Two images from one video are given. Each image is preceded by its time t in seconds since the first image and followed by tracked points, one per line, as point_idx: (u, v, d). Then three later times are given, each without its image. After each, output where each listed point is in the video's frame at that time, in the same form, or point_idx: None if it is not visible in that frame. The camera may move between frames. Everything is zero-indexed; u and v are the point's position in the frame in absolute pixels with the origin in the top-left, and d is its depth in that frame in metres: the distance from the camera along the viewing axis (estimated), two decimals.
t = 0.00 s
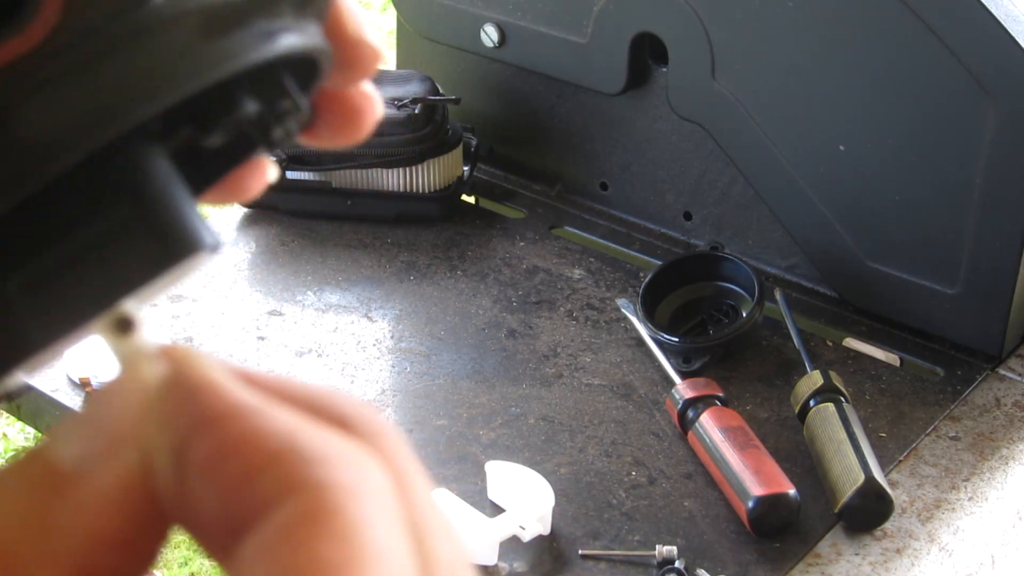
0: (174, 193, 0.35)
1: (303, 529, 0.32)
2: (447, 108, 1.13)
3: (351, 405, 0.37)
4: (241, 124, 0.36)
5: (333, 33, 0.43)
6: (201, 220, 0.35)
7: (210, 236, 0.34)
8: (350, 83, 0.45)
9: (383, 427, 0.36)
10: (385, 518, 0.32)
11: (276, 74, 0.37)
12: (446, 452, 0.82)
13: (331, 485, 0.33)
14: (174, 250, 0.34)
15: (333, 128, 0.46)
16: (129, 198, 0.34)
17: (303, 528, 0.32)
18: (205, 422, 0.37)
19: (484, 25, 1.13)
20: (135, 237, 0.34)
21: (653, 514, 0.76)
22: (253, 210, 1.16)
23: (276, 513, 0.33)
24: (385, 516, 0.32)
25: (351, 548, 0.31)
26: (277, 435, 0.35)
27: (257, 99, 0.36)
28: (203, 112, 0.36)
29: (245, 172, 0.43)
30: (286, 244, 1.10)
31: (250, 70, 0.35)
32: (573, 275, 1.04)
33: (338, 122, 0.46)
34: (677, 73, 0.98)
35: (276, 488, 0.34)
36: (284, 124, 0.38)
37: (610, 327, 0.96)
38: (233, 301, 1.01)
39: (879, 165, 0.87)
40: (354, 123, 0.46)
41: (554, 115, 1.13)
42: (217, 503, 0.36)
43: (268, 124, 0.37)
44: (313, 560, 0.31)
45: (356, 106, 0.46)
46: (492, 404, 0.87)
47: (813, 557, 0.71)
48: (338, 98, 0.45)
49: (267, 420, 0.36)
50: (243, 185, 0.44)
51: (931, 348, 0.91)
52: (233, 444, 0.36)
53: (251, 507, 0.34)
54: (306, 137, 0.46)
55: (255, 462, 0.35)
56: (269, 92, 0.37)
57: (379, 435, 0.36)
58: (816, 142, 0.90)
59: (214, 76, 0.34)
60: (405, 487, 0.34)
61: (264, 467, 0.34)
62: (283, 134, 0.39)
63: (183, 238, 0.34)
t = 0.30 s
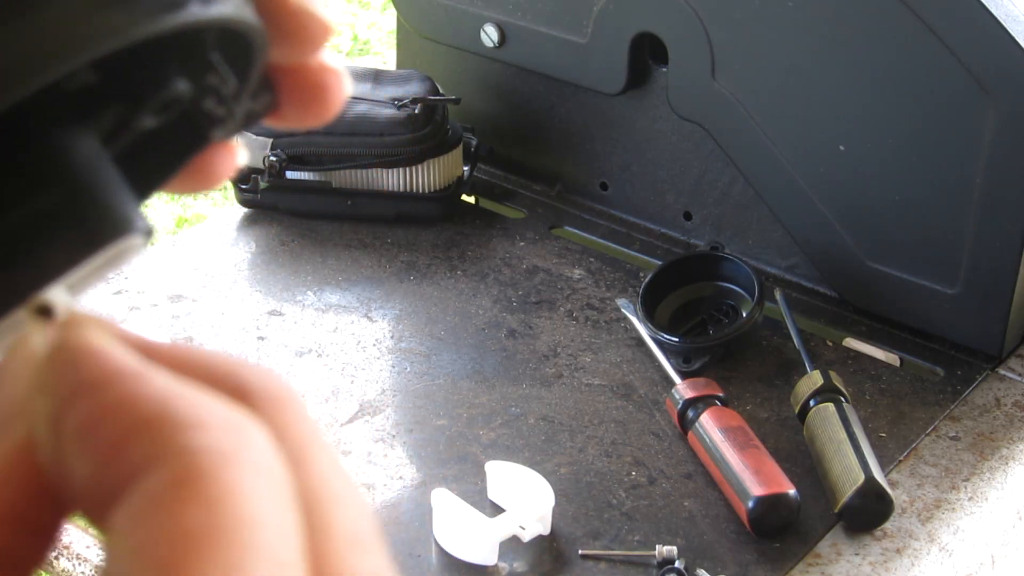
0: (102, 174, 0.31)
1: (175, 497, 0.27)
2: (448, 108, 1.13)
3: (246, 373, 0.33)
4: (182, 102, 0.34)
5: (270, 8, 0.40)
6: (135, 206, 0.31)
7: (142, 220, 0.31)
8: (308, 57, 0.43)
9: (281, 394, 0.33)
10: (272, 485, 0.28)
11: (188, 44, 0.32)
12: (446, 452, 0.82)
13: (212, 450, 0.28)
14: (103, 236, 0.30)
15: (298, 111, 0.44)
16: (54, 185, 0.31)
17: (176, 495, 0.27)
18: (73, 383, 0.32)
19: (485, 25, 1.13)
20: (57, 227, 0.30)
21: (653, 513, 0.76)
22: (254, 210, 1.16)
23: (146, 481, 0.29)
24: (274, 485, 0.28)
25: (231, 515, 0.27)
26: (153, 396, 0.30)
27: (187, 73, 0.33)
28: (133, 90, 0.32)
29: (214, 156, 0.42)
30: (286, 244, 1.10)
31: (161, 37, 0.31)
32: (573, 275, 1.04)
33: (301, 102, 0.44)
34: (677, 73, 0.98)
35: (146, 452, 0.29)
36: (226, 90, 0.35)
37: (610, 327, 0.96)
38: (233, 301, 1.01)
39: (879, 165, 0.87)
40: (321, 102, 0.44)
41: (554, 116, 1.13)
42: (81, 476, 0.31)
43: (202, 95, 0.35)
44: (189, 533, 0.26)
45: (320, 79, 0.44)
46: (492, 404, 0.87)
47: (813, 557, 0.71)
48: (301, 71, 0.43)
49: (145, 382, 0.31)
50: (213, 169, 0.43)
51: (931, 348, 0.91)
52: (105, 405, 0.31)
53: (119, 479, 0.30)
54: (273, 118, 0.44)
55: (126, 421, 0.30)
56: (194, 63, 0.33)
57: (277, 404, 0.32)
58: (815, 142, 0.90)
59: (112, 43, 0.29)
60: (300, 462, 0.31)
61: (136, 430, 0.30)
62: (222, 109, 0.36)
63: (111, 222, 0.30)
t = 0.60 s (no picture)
0: (82, 185, 0.30)
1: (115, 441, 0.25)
2: (448, 108, 1.13)
3: (193, 345, 0.31)
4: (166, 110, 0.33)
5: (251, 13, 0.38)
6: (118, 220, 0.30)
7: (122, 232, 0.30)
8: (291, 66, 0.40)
9: (232, 365, 0.31)
10: (220, 433, 0.26)
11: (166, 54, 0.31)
12: (446, 452, 0.82)
13: (149, 396, 0.26)
14: (78, 249, 0.29)
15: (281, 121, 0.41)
16: (34, 191, 0.30)
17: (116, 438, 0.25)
18: (17, 342, 0.29)
19: (484, 25, 1.13)
20: (32, 239, 0.29)
21: (653, 513, 0.76)
22: (254, 210, 1.16)
23: (83, 432, 0.26)
24: (223, 433, 0.26)
25: (172, 460, 0.25)
26: (97, 349, 0.28)
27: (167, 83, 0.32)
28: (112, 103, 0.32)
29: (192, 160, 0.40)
30: (286, 244, 1.10)
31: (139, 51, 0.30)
32: (573, 275, 1.04)
33: (285, 111, 0.41)
34: (677, 73, 0.98)
35: (85, 404, 0.27)
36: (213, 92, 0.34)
37: (610, 327, 0.96)
38: (233, 301, 1.01)
39: (879, 165, 0.87)
40: (305, 110, 0.42)
41: (554, 116, 1.13)
42: (21, 435, 0.29)
43: (182, 104, 0.33)
44: (128, 476, 0.24)
45: (304, 89, 0.41)
46: (492, 404, 0.87)
47: (813, 557, 0.71)
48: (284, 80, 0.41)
49: (89, 336, 0.29)
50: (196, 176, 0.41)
51: (931, 348, 0.91)
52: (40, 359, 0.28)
53: (56, 433, 0.27)
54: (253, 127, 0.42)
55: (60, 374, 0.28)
56: (173, 72, 0.32)
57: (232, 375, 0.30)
58: (816, 142, 0.90)
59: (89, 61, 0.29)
60: (246, 428, 0.29)
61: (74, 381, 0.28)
62: (203, 119, 0.35)
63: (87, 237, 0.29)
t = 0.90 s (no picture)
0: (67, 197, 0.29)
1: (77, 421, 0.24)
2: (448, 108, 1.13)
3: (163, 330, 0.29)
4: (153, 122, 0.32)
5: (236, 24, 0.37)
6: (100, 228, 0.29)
7: (104, 243, 0.28)
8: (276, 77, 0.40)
9: (206, 353, 0.29)
10: (185, 417, 0.25)
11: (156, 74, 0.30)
12: (446, 452, 0.82)
13: (117, 379, 0.25)
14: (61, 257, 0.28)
15: (266, 130, 0.41)
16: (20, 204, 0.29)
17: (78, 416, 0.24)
18: None
19: (485, 25, 1.13)
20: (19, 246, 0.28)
21: (653, 513, 0.76)
22: (254, 210, 1.16)
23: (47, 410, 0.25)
24: (190, 417, 0.25)
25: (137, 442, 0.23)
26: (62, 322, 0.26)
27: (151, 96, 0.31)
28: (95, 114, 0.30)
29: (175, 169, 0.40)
30: (286, 244, 1.10)
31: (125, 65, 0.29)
32: (573, 275, 1.04)
33: (269, 121, 0.41)
34: (677, 73, 0.98)
35: (50, 382, 0.25)
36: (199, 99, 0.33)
37: (610, 327, 0.96)
38: (233, 301, 1.01)
39: (879, 165, 0.87)
40: (289, 122, 0.41)
41: (554, 116, 1.13)
42: None
43: (168, 117, 0.32)
44: (91, 454, 0.23)
45: (288, 100, 0.41)
46: (492, 404, 0.87)
47: (813, 557, 0.71)
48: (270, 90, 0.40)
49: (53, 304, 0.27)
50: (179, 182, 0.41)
51: (931, 348, 0.90)
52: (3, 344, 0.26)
53: (20, 413, 0.26)
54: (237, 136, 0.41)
55: (25, 353, 0.26)
56: (160, 84, 0.31)
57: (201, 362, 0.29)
58: (816, 141, 0.90)
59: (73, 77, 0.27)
60: (218, 412, 0.28)
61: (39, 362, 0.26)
62: (188, 131, 0.34)
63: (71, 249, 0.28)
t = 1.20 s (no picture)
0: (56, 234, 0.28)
1: None
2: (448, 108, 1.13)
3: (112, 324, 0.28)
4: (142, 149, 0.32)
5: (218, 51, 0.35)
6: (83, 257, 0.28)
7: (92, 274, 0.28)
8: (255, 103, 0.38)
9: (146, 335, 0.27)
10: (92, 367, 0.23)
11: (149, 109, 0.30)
12: (446, 452, 0.82)
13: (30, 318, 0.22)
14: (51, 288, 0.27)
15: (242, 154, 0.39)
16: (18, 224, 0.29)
17: None
18: None
19: (484, 25, 1.13)
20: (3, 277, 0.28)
21: (653, 513, 0.76)
22: (253, 210, 1.16)
23: None
24: (93, 358, 0.23)
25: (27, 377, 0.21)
26: None
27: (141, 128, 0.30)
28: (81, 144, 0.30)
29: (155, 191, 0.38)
30: (286, 244, 1.10)
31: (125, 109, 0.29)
32: (573, 275, 1.04)
33: (246, 145, 0.39)
34: (676, 73, 0.98)
35: None
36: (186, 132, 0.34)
37: (610, 327, 0.96)
38: (233, 301, 1.01)
39: (879, 165, 0.87)
40: (266, 145, 0.40)
41: (554, 116, 1.13)
42: None
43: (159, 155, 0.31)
44: None
45: (264, 125, 0.39)
46: (492, 404, 0.87)
47: (813, 557, 0.71)
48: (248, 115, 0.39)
49: None
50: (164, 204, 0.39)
51: (931, 348, 0.91)
52: None
53: None
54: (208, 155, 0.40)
55: None
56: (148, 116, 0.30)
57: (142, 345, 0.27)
58: (816, 142, 0.90)
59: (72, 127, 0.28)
60: (148, 375, 0.26)
61: None
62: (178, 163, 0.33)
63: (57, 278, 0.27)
